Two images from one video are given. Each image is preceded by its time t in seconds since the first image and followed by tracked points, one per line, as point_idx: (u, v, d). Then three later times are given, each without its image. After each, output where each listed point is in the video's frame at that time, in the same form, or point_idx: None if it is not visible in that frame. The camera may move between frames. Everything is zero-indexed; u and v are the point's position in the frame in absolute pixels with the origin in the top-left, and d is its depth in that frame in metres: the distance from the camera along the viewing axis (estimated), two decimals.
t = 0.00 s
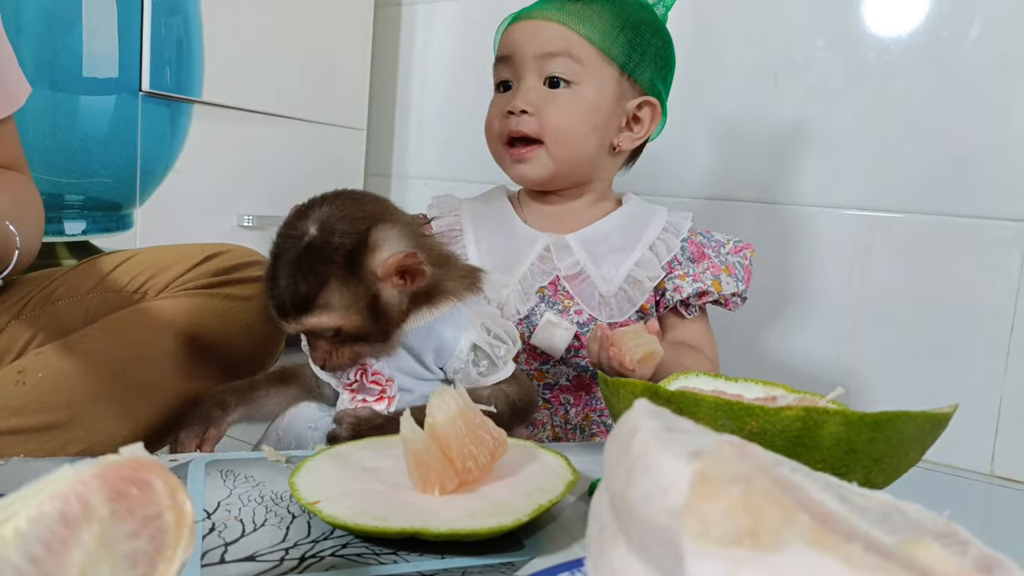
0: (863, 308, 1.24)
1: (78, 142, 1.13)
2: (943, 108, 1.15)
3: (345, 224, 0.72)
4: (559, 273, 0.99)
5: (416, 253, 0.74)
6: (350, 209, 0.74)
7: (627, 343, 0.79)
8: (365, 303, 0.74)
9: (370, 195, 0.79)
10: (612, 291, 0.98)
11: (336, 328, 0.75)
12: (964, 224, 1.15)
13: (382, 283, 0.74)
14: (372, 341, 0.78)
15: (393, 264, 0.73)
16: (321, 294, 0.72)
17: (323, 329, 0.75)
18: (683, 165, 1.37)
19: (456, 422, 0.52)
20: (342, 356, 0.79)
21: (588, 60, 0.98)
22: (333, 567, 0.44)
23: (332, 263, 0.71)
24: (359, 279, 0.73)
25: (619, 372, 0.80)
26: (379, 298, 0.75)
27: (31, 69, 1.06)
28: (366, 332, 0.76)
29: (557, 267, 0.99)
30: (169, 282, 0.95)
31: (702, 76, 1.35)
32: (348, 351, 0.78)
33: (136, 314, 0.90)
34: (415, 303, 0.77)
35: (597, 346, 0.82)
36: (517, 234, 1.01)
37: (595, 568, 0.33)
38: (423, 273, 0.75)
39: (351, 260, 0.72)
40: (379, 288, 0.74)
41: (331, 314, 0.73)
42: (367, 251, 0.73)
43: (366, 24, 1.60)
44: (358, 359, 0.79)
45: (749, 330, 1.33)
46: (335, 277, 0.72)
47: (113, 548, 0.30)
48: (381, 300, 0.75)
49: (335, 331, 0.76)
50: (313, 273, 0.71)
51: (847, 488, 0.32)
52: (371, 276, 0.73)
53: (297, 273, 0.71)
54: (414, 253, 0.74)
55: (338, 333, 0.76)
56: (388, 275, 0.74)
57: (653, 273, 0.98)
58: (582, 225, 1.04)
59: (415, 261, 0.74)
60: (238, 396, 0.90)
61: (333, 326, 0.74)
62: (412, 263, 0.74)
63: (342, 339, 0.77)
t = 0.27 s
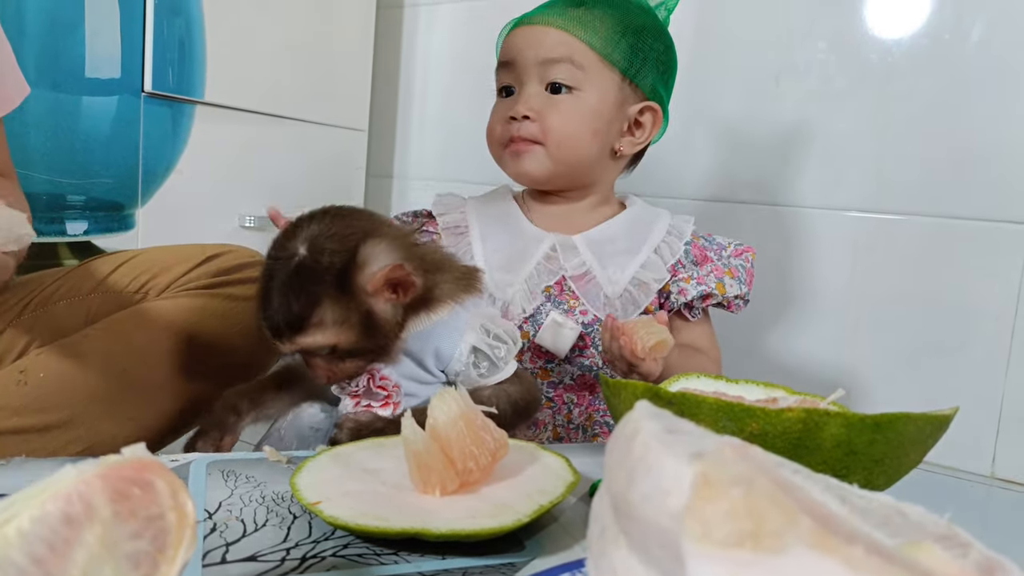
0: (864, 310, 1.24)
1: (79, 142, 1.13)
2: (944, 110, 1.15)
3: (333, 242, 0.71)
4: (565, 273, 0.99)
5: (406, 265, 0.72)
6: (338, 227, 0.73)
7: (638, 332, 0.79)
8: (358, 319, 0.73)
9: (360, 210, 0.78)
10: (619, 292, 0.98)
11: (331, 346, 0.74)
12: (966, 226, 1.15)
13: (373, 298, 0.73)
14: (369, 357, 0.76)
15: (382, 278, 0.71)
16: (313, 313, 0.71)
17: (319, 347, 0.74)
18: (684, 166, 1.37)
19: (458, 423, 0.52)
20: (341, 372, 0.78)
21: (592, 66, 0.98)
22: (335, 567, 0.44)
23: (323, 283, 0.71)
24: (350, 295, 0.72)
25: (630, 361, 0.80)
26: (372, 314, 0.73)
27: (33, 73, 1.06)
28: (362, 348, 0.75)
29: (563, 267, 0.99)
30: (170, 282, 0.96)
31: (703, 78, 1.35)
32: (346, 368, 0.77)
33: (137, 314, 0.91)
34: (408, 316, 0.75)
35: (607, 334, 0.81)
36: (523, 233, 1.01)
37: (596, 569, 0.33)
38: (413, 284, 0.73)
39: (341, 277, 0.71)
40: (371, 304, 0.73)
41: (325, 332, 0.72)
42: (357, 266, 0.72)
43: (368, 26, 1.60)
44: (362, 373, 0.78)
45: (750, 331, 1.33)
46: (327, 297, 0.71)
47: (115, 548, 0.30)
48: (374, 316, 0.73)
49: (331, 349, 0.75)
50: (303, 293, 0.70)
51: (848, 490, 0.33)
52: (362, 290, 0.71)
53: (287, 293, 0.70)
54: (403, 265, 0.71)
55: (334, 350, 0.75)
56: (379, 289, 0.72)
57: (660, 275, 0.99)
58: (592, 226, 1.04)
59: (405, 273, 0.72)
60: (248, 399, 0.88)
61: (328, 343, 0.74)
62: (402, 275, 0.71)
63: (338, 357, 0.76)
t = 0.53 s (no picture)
0: (864, 310, 1.24)
1: (79, 143, 1.13)
2: (944, 111, 1.16)
3: (340, 230, 0.72)
4: (569, 272, 0.99)
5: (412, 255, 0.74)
6: (344, 216, 0.74)
7: (632, 318, 0.80)
8: (363, 308, 0.73)
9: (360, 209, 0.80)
10: (620, 293, 0.97)
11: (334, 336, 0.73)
12: (966, 227, 1.15)
13: (379, 286, 0.73)
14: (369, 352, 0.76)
15: (389, 264, 0.72)
16: (319, 297, 0.70)
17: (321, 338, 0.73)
18: (684, 166, 1.37)
19: (457, 423, 0.52)
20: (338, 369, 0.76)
21: (591, 67, 0.98)
22: (335, 567, 0.44)
23: (330, 267, 0.71)
24: (357, 282, 0.72)
25: (624, 347, 0.80)
26: (377, 303, 0.74)
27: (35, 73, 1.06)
28: (364, 341, 0.75)
29: (568, 265, 1.00)
30: (171, 283, 0.95)
31: (703, 78, 1.35)
32: (344, 364, 0.76)
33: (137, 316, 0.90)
34: (410, 309, 0.76)
35: (601, 320, 0.82)
36: (532, 230, 1.01)
37: (595, 568, 0.33)
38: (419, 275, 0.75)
39: (349, 263, 0.72)
40: (377, 292, 0.74)
41: (329, 319, 0.72)
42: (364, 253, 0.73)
43: (368, 26, 1.60)
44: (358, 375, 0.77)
45: (750, 331, 1.33)
46: (333, 282, 0.71)
47: (115, 549, 0.30)
48: (379, 306, 0.74)
49: (331, 341, 0.74)
50: (311, 277, 0.70)
51: (848, 489, 0.33)
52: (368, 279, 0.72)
53: (293, 278, 0.69)
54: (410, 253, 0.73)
55: (334, 343, 0.74)
56: (384, 277, 0.73)
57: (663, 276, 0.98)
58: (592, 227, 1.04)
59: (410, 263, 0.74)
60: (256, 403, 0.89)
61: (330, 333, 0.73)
62: (409, 263, 0.73)
63: (338, 351, 0.75)
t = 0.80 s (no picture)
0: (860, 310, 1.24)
1: (75, 144, 1.14)
2: (941, 111, 1.16)
3: (358, 207, 0.75)
4: (561, 275, 0.99)
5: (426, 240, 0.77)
6: (361, 195, 0.76)
7: (627, 297, 0.80)
8: (372, 286, 0.76)
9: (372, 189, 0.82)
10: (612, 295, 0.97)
11: (341, 310, 0.75)
12: (961, 227, 1.15)
13: (390, 266, 0.76)
14: (372, 330, 0.78)
15: (404, 246, 0.75)
16: (333, 268, 0.72)
17: (327, 311, 0.75)
18: (681, 166, 1.38)
19: (453, 423, 0.52)
20: (338, 345, 0.78)
21: (581, 67, 0.99)
22: (330, 567, 0.44)
23: (346, 239, 0.73)
24: (370, 259, 0.75)
25: (619, 329, 0.80)
26: (386, 283, 0.76)
27: (33, 73, 1.08)
28: (369, 318, 0.77)
29: (559, 269, 0.99)
30: (169, 281, 0.94)
31: (699, 78, 1.35)
32: (345, 339, 0.78)
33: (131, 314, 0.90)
34: (416, 293, 0.79)
35: (595, 301, 0.81)
36: (526, 231, 1.01)
37: (588, 567, 0.33)
38: (428, 260, 0.78)
39: (364, 239, 0.74)
40: (387, 273, 0.76)
41: (339, 293, 0.74)
42: (379, 231, 0.75)
43: (365, 26, 1.60)
44: (354, 354, 0.79)
45: (746, 332, 1.34)
46: (347, 256, 0.73)
47: (109, 550, 0.30)
48: (388, 286, 0.77)
49: (337, 314, 0.76)
50: (326, 247, 0.72)
51: (840, 488, 0.33)
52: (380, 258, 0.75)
53: (309, 246, 0.72)
54: (424, 237, 0.77)
55: (339, 317, 0.76)
56: (396, 259, 0.76)
57: (655, 279, 0.99)
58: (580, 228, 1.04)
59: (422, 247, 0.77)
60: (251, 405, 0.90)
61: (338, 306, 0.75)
62: (422, 247, 0.76)
63: (341, 325, 0.77)
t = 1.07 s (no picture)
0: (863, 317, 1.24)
1: (83, 148, 1.15)
2: (945, 118, 1.16)
3: (360, 208, 0.74)
4: (563, 287, 0.99)
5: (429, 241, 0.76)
6: (365, 196, 0.76)
7: (628, 309, 0.81)
8: (375, 286, 0.74)
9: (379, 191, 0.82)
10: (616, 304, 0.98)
11: (343, 310, 0.74)
12: (965, 234, 1.15)
13: (393, 267, 0.75)
14: (374, 331, 0.77)
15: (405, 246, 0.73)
16: (335, 268, 0.71)
17: (329, 311, 0.74)
18: (684, 171, 1.38)
19: (455, 428, 0.53)
20: (341, 346, 0.77)
21: (570, 65, 0.99)
22: (331, 571, 0.45)
23: (349, 239, 0.72)
24: (372, 259, 0.73)
25: (621, 341, 0.80)
26: (388, 284, 0.75)
27: (39, 76, 1.09)
28: (371, 319, 0.76)
29: (561, 280, 0.99)
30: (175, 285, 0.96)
31: (702, 84, 1.36)
32: (348, 341, 0.77)
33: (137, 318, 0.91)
34: (420, 295, 0.77)
35: (595, 314, 0.82)
36: (526, 242, 1.01)
37: (585, 572, 0.34)
38: (431, 260, 0.76)
39: (367, 239, 0.73)
40: (389, 273, 0.74)
41: (341, 293, 0.72)
42: (382, 232, 0.74)
43: (371, 31, 1.61)
44: (357, 354, 0.78)
45: (749, 338, 1.34)
46: (348, 256, 0.72)
47: (114, 553, 0.31)
48: (390, 287, 0.75)
49: (339, 314, 0.75)
50: (328, 246, 0.71)
51: (837, 496, 0.33)
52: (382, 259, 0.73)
53: (311, 245, 0.71)
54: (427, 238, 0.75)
55: (342, 317, 0.75)
56: (398, 259, 0.74)
57: (656, 289, 0.99)
58: (580, 239, 1.05)
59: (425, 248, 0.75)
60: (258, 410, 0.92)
61: (340, 306, 0.74)
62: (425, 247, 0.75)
63: (344, 326, 0.76)
